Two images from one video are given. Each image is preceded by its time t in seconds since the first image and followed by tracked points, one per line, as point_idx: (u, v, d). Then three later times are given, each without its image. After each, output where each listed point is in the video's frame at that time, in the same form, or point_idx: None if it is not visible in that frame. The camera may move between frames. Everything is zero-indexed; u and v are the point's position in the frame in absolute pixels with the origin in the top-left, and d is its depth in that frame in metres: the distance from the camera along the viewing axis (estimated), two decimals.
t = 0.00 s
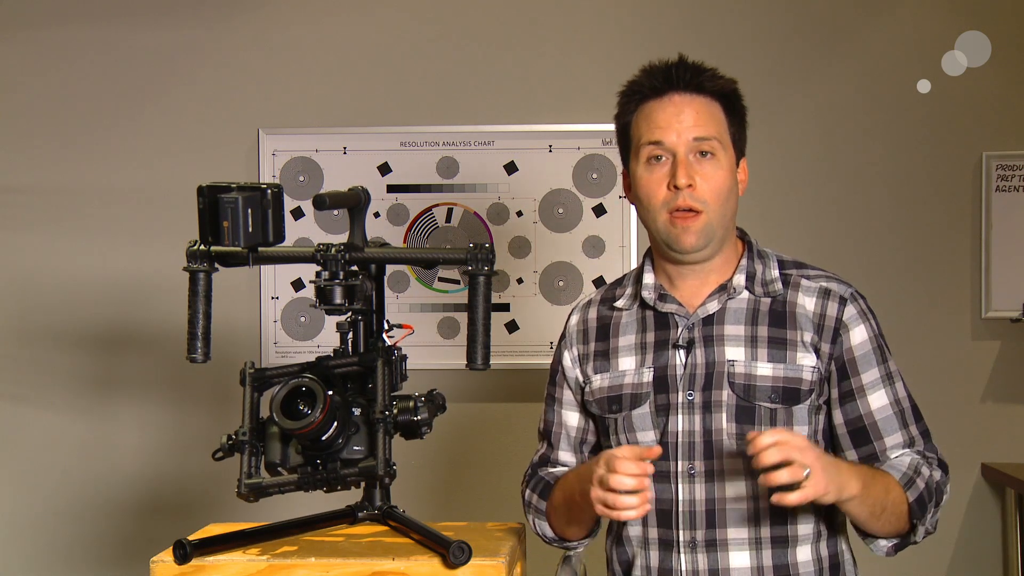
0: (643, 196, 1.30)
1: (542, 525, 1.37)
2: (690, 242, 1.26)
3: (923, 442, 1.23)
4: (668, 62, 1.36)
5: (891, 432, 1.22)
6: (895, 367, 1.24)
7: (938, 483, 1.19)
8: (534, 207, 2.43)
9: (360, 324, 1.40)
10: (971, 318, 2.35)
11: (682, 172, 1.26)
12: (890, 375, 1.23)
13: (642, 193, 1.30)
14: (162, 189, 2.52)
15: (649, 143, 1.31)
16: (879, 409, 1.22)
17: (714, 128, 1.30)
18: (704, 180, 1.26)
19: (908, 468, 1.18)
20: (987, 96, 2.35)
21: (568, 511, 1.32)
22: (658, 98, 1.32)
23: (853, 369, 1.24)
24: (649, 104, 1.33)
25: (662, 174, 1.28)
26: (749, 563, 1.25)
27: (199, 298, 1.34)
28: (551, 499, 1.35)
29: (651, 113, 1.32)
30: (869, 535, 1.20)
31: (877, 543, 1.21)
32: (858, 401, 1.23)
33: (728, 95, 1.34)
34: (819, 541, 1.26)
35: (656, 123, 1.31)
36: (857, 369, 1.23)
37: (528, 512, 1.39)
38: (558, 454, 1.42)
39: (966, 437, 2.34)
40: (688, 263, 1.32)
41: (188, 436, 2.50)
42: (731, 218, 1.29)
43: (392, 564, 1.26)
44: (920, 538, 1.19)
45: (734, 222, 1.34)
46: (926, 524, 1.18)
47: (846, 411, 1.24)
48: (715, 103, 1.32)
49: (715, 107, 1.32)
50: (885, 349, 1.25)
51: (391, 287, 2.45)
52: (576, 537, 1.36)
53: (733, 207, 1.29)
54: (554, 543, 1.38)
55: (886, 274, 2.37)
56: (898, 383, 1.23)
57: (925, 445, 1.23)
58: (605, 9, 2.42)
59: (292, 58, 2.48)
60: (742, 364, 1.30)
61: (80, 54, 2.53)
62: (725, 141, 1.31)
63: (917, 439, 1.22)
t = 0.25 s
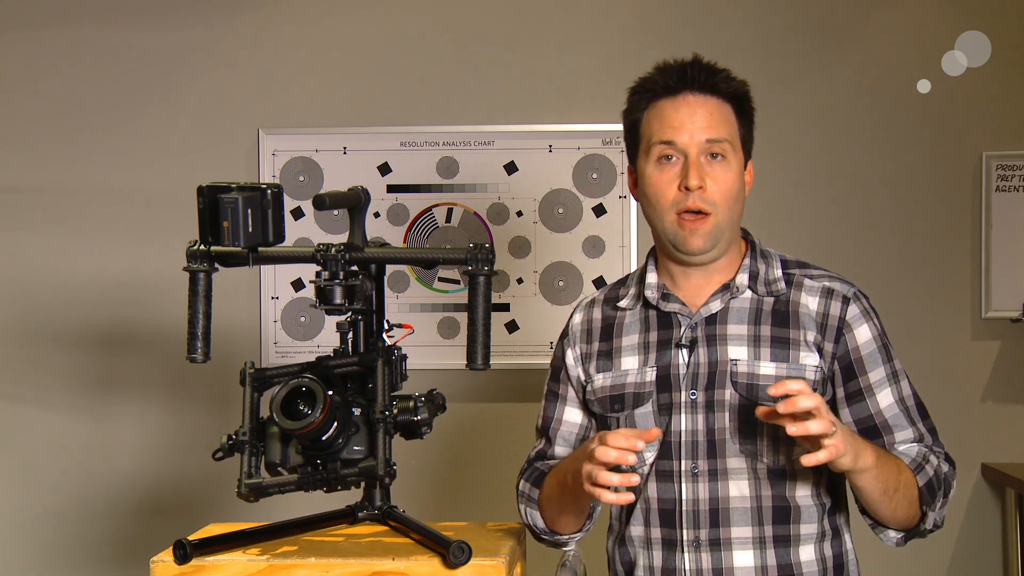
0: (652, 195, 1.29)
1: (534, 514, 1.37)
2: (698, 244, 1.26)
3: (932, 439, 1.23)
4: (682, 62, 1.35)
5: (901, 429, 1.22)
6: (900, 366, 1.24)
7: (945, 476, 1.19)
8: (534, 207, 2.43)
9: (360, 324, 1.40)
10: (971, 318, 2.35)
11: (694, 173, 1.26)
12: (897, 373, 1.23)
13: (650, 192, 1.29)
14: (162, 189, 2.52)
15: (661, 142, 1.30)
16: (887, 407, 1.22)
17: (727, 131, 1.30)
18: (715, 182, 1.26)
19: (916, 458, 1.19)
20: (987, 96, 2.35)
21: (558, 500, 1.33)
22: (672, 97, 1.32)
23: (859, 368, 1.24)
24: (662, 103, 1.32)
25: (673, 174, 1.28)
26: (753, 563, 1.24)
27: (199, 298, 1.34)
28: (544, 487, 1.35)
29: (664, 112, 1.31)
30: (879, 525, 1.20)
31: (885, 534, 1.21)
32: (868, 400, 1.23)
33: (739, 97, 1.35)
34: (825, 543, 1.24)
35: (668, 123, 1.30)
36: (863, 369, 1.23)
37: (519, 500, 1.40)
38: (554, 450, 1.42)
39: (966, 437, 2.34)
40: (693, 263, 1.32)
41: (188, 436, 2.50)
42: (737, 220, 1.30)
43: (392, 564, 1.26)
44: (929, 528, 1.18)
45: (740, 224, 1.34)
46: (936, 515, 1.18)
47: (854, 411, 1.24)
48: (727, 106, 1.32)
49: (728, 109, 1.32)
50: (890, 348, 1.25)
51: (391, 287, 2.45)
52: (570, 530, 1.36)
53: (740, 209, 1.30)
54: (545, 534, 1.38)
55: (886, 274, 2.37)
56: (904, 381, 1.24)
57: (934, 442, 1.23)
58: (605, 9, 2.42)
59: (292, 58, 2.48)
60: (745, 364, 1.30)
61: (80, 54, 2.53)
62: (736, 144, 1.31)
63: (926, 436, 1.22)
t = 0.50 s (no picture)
0: (648, 217, 1.28)
1: (534, 481, 1.30)
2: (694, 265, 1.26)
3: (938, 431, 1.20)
4: (675, 79, 1.30)
5: (904, 421, 1.19)
6: (904, 361, 1.23)
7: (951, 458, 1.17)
8: (534, 207, 2.43)
9: (360, 324, 1.40)
10: (971, 318, 2.35)
11: (689, 201, 1.24)
12: (898, 367, 1.21)
13: (646, 216, 1.28)
14: (162, 189, 2.52)
15: (655, 167, 1.27)
16: (888, 401, 1.20)
17: (723, 153, 1.26)
18: (711, 207, 1.24)
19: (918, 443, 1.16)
20: (986, 96, 2.35)
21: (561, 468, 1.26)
22: (666, 119, 1.27)
23: (859, 364, 1.23)
24: (656, 126, 1.28)
25: (668, 199, 1.26)
26: (751, 559, 1.24)
27: (199, 298, 1.34)
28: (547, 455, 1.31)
29: (658, 135, 1.28)
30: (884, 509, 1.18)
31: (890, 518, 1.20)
32: (868, 394, 1.22)
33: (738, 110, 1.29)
34: (824, 541, 1.24)
35: (662, 148, 1.26)
36: (862, 364, 1.22)
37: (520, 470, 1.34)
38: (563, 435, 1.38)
39: (966, 436, 2.34)
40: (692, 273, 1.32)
41: (188, 436, 2.50)
42: (736, 233, 1.29)
43: (392, 564, 1.26)
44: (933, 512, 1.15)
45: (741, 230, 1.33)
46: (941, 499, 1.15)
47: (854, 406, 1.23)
48: (725, 124, 1.28)
49: (725, 128, 1.27)
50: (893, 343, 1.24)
51: (391, 287, 2.45)
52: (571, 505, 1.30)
53: (739, 222, 1.29)
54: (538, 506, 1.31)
55: (886, 274, 2.37)
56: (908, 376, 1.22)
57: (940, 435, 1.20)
58: (606, 9, 2.42)
59: (292, 58, 2.48)
60: (747, 361, 1.30)
61: (80, 53, 2.53)
62: (733, 163, 1.27)
63: (931, 428, 1.20)
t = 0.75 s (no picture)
0: (640, 214, 1.29)
1: (535, 515, 1.32)
2: (686, 262, 1.26)
3: (933, 442, 1.17)
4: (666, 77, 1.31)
5: (898, 429, 1.18)
6: (903, 366, 1.22)
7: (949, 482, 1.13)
8: (534, 207, 2.43)
9: (360, 325, 1.40)
10: (971, 319, 2.35)
11: (676, 195, 1.24)
12: (896, 373, 1.20)
13: (637, 213, 1.29)
14: (162, 189, 2.52)
15: (644, 163, 1.28)
16: (883, 406, 1.19)
17: (711, 148, 1.26)
18: (699, 202, 1.24)
19: (920, 475, 1.12)
20: (987, 96, 2.35)
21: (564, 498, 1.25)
22: (654, 116, 1.28)
23: (857, 368, 1.23)
24: (644, 122, 1.29)
25: (657, 195, 1.27)
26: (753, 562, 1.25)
27: (200, 298, 1.34)
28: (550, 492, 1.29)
29: (646, 131, 1.29)
30: (888, 549, 1.13)
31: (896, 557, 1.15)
32: (863, 399, 1.21)
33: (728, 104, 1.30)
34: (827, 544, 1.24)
35: (650, 144, 1.28)
36: (860, 369, 1.22)
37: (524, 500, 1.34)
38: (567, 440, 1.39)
39: (966, 437, 2.34)
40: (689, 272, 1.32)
41: (188, 436, 2.50)
42: (730, 229, 1.28)
43: (392, 564, 1.26)
44: (937, 547, 1.12)
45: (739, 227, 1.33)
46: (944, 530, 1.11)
47: (849, 411, 1.23)
48: (715, 119, 1.28)
49: (714, 123, 1.28)
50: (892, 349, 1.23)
51: (391, 287, 2.45)
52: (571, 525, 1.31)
53: (732, 219, 1.28)
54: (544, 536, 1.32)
55: (886, 274, 2.37)
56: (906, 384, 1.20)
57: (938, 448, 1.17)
58: (605, 9, 2.42)
59: (293, 58, 2.48)
60: (747, 365, 1.29)
61: (80, 54, 2.53)
62: (723, 158, 1.27)
63: (927, 439, 1.17)
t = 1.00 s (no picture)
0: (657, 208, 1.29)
1: (552, 498, 1.30)
2: (703, 254, 1.25)
3: (959, 433, 1.14)
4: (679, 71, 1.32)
5: (922, 424, 1.15)
6: (927, 360, 1.18)
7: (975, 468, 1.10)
8: (534, 207, 2.43)
9: (360, 325, 1.40)
10: (971, 319, 2.35)
11: (691, 185, 1.24)
12: (920, 368, 1.16)
13: (656, 205, 1.29)
14: (162, 189, 2.52)
15: (659, 155, 1.29)
16: (908, 402, 1.15)
17: (726, 138, 1.26)
18: (715, 192, 1.24)
19: (936, 454, 1.11)
20: (987, 96, 2.35)
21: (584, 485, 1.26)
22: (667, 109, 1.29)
23: (878, 364, 1.19)
24: (658, 117, 1.30)
25: (672, 187, 1.27)
26: (776, 561, 1.21)
27: (199, 298, 1.34)
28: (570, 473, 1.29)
29: (661, 124, 1.29)
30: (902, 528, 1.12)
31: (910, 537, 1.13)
32: (886, 396, 1.18)
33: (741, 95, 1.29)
34: (854, 541, 1.21)
35: (664, 136, 1.28)
36: (881, 365, 1.18)
37: (541, 483, 1.33)
38: (583, 436, 1.40)
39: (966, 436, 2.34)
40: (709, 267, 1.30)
41: (188, 436, 2.50)
42: (748, 221, 1.27)
43: (392, 564, 1.26)
44: (953, 530, 1.10)
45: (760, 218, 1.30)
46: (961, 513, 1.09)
47: (873, 408, 1.19)
48: (728, 109, 1.28)
49: (727, 113, 1.27)
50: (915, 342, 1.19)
51: (391, 287, 2.45)
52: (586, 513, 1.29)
53: (749, 211, 1.27)
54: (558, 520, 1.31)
55: (886, 274, 2.37)
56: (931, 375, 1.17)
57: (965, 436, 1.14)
58: (605, 9, 2.42)
59: (292, 58, 2.48)
60: (767, 363, 1.27)
61: (80, 54, 2.53)
62: (737, 149, 1.27)
63: (952, 431, 1.14)
